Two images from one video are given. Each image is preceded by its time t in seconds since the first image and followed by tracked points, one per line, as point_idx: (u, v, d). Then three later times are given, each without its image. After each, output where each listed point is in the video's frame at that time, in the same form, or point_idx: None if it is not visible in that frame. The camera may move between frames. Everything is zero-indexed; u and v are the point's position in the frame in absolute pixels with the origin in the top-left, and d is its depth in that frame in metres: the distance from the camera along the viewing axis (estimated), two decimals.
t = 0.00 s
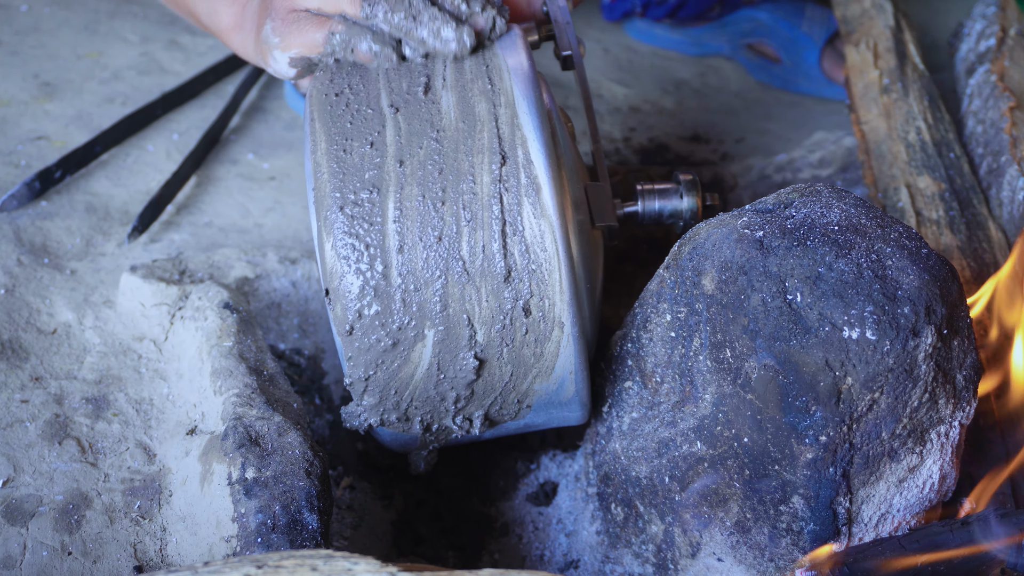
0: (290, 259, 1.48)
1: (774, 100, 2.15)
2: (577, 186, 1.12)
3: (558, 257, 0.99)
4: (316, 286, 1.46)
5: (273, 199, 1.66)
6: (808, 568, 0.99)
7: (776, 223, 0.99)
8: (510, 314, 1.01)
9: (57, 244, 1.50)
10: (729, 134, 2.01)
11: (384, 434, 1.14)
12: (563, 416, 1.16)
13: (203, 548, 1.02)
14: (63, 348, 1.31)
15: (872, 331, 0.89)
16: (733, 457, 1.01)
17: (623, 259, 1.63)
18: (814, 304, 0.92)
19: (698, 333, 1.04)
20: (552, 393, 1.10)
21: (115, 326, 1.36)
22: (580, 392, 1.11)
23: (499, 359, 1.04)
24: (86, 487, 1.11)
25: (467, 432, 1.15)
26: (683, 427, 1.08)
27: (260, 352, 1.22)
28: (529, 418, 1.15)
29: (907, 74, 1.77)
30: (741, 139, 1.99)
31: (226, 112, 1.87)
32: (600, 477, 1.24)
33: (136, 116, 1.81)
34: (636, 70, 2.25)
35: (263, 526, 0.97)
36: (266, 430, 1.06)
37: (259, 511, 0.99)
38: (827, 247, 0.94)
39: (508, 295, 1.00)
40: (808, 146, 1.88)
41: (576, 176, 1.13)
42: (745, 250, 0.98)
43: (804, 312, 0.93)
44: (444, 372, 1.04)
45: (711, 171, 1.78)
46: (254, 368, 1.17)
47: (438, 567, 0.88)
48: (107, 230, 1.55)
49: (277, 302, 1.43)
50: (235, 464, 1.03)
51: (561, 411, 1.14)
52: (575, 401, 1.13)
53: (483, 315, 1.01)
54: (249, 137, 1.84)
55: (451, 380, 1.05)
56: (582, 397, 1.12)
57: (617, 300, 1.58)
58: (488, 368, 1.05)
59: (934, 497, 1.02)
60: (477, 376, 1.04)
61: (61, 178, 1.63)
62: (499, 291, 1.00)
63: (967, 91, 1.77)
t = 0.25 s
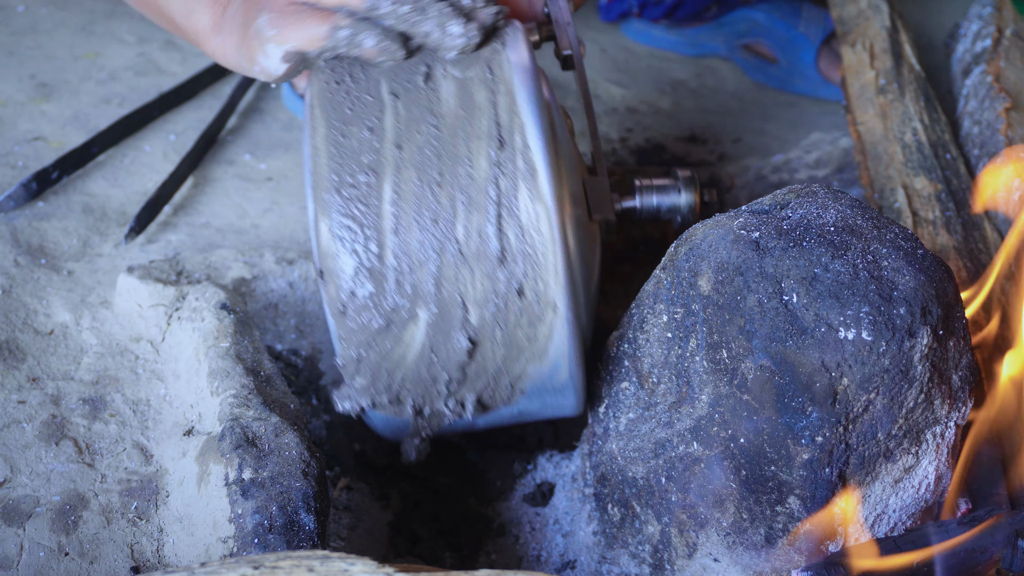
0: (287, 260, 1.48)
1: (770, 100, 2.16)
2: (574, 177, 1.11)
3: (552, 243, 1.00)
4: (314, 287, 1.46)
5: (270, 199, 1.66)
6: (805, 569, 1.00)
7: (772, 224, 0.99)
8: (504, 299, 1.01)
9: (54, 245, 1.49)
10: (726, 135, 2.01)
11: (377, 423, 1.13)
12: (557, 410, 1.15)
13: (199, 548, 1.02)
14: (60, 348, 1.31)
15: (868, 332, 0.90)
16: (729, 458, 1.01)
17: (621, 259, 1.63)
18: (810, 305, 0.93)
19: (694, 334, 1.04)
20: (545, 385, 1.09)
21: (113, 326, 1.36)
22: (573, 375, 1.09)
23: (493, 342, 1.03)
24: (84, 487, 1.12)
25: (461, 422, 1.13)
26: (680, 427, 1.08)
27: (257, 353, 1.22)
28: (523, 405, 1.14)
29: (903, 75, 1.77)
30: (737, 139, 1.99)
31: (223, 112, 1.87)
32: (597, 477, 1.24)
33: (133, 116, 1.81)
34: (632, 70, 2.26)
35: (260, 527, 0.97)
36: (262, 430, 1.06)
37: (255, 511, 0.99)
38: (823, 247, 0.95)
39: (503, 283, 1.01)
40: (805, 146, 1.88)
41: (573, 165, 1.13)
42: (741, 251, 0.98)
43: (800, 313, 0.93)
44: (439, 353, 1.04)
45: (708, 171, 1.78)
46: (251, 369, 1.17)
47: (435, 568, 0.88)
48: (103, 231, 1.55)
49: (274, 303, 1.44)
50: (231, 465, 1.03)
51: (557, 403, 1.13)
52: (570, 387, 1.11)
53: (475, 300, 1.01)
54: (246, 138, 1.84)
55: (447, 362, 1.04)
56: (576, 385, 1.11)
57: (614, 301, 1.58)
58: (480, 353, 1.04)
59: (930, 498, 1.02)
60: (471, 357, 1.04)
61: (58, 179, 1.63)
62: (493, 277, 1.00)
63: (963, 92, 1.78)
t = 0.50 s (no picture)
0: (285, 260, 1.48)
1: (768, 101, 2.15)
2: (522, 35, 0.97)
3: (450, 57, 0.84)
4: (311, 287, 1.46)
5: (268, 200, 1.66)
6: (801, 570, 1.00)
7: (769, 225, 1.00)
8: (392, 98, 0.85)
9: (52, 246, 1.49)
10: (724, 136, 2.01)
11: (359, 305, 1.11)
12: (533, 259, 0.96)
13: (197, 549, 1.02)
14: (58, 349, 1.31)
15: (865, 333, 0.90)
16: (727, 459, 1.01)
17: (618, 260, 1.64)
18: (807, 307, 0.93)
19: (692, 335, 1.04)
20: (497, 223, 0.91)
21: (110, 327, 1.36)
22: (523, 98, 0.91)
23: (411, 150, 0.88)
24: (81, 488, 1.12)
25: (432, 292, 1.01)
26: (677, 428, 1.07)
27: (254, 354, 1.22)
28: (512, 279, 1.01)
29: (900, 76, 1.77)
30: (735, 140, 1.99)
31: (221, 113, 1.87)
32: (594, 478, 1.24)
33: (131, 117, 1.81)
34: (629, 70, 2.27)
35: (258, 528, 0.97)
36: (260, 432, 1.06)
37: (253, 512, 0.99)
38: (820, 249, 0.95)
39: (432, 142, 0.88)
40: (802, 147, 1.88)
41: (528, 29, 1.00)
42: (738, 253, 0.98)
43: (797, 314, 0.93)
44: (381, 217, 0.94)
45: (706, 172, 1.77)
46: (248, 370, 1.17)
47: (432, 568, 0.88)
48: (101, 231, 1.55)
49: (272, 304, 1.44)
50: (229, 466, 1.03)
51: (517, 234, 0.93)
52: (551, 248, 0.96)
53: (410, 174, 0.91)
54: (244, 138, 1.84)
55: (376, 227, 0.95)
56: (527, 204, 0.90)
57: (612, 302, 1.58)
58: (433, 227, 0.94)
59: (927, 499, 1.03)
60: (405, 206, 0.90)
61: (56, 179, 1.63)
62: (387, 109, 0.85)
63: (960, 93, 1.78)
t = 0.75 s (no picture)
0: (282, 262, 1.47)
1: (765, 103, 2.19)
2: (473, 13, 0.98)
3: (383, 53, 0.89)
4: (309, 289, 1.45)
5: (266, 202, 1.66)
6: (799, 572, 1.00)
7: (767, 226, 0.99)
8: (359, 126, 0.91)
9: (50, 247, 1.49)
10: (722, 137, 2.01)
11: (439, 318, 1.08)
12: (593, 200, 0.90)
13: (195, 551, 1.02)
14: (56, 351, 1.31)
15: (863, 334, 0.90)
16: (725, 460, 1.01)
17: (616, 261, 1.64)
18: (805, 308, 0.93)
19: (690, 336, 1.04)
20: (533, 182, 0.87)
21: (108, 329, 1.35)
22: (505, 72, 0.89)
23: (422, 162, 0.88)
24: (79, 490, 1.11)
25: (507, 269, 0.97)
26: (675, 429, 1.07)
27: (252, 356, 1.22)
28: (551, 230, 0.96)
29: (898, 78, 1.77)
30: (733, 142, 2.00)
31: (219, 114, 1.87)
32: (592, 479, 1.24)
33: (128, 118, 1.81)
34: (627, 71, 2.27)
35: (256, 529, 0.97)
36: (258, 433, 1.06)
37: (251, 514, 0.99)
38: (818, 250, 0.95)
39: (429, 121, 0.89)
40: (800, 148, 1.88)
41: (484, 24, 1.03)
42: (736, 254, 0.98)
43: (794, 315, 0.93)
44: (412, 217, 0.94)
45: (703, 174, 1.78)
46: (246, 372, 1.17)
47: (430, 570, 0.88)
48: (99, 232, 1.55)
49: (270, 305, 1.43)
50: (227, 467, 1.03)
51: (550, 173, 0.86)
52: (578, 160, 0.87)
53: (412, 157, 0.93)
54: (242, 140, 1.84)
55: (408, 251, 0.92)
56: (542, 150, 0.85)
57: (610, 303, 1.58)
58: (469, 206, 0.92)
59: (925, 500, 1.03)
60: (423, 228, 0.90)
61: (53, 181, 1.62)
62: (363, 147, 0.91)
63: (958, 94, 1.78)
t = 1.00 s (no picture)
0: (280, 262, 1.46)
1: (764, 103, 2.19)
2: None
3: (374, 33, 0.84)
4: (307, 290, 1.45)
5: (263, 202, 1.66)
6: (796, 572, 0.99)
7: (764, 227, 1.00)
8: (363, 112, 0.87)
9: (47, 248, 1.49)
10: (720, 138, 2.01)
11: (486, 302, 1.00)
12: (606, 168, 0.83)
13: (192, 552, 1.02)
14: (53, 351, 1.31)
15: (860, 335, 0.90)
16: (722, 461, 1.01)
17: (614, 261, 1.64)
18: (802, 309, 0.93)
19: (687, 337, 1.04)
20: (552, 160, 0.80)
21: (105, 329, 1.35)
22: (522, 49, 0.83)
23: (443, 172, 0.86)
24: (76, 491, 1.11)
25: (552, 247, 0.88)
26: (673, 430, 1.07)
27: (250, 357, 1.22)
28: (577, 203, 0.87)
29: (896, 78, 1.78)
30: (731, 142, 2.00)
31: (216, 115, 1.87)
32: (590, 480, 1.24)
33: (125, 119, 1.81)
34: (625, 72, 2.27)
35: (253, 531, 0.97)
36: (255, 434, 1.06)
37: (248, 515, 0.98)
38: (815, 251, 0.95)
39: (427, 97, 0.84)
40: (798, 149, 1.88)
41: None
42: (734, 255, 0.98)
43: (792, 316, 0.93)
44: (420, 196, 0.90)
45: (701, 175, 1.78)
46: (244, 373, 1.17)
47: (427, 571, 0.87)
48: (96, 233, 1.55)
49: (268, 307, 1.42)
50: (224, 468, 1.03)
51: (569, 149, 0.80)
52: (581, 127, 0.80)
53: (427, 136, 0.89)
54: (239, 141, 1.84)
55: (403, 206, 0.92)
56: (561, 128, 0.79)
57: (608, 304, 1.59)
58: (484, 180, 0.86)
59: (922, 501, 1.03)
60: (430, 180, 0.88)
61: (51, 181, 1.62)
62: (377, 140, 0.87)
63: (955, 95, 1.78)
